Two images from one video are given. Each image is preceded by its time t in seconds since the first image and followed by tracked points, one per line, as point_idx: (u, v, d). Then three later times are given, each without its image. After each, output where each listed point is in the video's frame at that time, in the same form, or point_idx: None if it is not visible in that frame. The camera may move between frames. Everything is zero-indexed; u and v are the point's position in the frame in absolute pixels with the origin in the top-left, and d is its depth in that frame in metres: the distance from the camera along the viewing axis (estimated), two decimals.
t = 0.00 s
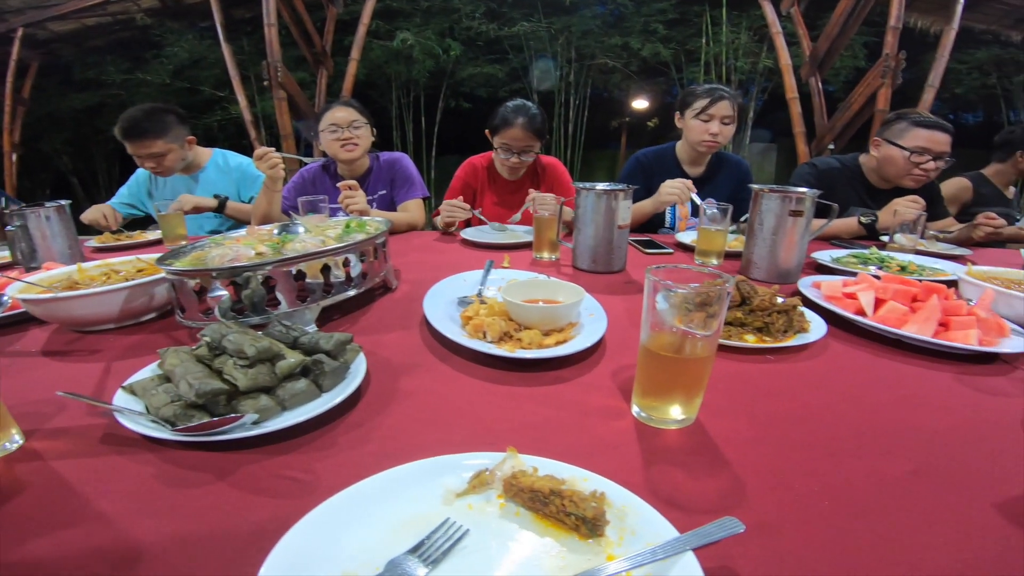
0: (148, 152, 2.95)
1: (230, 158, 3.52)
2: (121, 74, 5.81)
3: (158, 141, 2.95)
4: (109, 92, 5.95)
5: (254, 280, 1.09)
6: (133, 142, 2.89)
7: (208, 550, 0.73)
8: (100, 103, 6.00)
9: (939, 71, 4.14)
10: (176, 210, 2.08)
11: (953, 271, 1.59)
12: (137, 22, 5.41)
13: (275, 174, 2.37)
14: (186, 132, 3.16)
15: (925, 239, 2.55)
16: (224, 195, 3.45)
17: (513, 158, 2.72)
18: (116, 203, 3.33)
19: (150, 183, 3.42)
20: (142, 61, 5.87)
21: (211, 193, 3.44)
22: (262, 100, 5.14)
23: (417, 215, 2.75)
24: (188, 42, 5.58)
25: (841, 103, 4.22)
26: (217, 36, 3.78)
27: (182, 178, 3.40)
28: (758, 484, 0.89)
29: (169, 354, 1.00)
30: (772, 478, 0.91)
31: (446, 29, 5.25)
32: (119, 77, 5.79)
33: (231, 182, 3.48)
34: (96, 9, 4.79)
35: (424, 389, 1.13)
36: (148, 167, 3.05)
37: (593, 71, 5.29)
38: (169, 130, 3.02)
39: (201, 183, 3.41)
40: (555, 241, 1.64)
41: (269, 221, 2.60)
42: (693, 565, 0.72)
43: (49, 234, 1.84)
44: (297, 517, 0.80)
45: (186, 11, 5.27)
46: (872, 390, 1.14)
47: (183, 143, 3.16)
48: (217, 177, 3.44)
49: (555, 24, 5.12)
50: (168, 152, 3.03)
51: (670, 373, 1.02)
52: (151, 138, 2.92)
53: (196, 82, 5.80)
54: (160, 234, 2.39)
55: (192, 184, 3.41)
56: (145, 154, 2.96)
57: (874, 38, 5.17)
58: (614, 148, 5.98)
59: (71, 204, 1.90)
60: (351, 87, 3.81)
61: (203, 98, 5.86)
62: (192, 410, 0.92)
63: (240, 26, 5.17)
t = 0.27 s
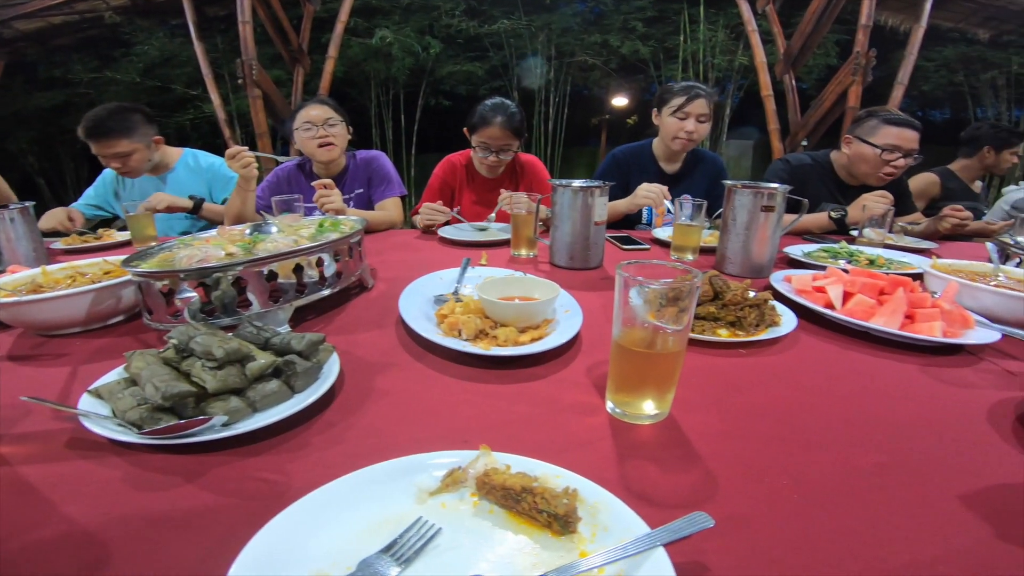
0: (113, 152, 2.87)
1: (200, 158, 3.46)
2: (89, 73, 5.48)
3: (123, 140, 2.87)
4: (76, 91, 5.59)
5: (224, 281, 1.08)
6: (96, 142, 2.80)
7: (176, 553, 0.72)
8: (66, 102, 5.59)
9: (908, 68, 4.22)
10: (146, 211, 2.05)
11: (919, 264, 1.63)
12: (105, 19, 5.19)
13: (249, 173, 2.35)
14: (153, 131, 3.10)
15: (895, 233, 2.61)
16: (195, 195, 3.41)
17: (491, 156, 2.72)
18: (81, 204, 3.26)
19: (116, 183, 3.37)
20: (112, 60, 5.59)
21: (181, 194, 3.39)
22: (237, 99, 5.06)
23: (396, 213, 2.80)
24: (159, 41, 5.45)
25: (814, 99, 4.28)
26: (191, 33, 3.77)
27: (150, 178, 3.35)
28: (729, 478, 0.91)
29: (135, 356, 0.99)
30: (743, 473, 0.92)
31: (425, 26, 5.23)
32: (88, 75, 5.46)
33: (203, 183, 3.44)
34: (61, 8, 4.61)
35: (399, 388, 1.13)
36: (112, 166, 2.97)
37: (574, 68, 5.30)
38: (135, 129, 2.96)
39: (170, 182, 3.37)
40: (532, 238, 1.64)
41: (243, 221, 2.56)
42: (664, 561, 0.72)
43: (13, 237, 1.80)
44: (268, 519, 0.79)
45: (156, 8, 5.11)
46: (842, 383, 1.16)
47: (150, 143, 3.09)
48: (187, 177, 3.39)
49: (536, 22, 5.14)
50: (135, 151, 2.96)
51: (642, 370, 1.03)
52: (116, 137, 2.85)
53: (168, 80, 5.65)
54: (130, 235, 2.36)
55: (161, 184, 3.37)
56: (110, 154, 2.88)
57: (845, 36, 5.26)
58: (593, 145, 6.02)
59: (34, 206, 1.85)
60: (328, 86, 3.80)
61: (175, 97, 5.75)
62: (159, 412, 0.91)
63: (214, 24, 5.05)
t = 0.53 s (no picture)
0: (69, 155, 2.79)
1: (166, 160, 3.45)
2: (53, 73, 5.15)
3: (79, 142, 2.79)
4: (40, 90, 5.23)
5: (188, 282, 1.07)
6: (51, 144, 2.72)
7: (137, 558, 0.71)
8: (29, 102, 5.21)
9: (874, 66, 4.32)
10: (111, 212, 2.01)
11: (883, 256, 1.67)
12: (70, 18, 4.85)
13: (218, 172, 2.31)
14: (112, 134, 3.05)
15: (863, 227, 2.67)
16: (163, 198, 3.38)
17: (467, 154, 2.70)
18: (41, 207, 3.18)
19: (78, 186, 3.30)
20: (77, 59, 5.22)
21: (147, 196, 3.35)
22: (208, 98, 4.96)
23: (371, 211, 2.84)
24: (125, 39, 5.17)
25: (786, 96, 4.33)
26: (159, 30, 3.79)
27: (113, 181, 3.29)
28: (697, 471, 0.92)
29: (96, 359, 0.97)
30: (711, 467, 0.92)
31: (403, 24, 5.22)
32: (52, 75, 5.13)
33: (171, 185, 3.42)
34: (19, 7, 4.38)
35: (371, 387, 1.12)
36: (69, 170, 2.89)
37: (552, 65, 5.33)
38: (93, 132, 2.89)
39: (135, 185, 3.32)
40: (508, 235, 1.65)
41: (213, 220, 2.55)
42: (630, 556, 0.73)
43: None
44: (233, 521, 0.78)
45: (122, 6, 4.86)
46: (808, 375, 1.19)
47: (110, 145, 3.03)
48: (153, 180, 3.36)
49: (514, 20, 5.23)
50: (92, 154, 2.87)
51: (611, 364, 1.03)
52: (73, 139, 2.77)
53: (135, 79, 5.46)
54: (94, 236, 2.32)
55: (125, 188, 3.33)
56: (66, 157, 2.79)
57: (816, 34, 5.36)
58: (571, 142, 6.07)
59: None
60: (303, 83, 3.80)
61: (143, 95, 5.48)
62: (120, 415, 0.90)
63: (183, 22, 4.92)
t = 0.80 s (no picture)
0: (20, 163, 2.69)
1: (129, 164, 3.34)
2: (16, 72, 5.00)
3: (31, 149, 2.70)
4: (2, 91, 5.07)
5: (154, 284, 1.06)
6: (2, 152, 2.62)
7: (99, 564, 0.69)
8: None
9: (845, 62, 4.39)
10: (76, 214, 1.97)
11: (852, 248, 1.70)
12: (31, 18, 4.69)
13: (186, 172, 2.29)
14: (66, 139, 2.92)
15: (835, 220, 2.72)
16: (128, 204, 3.31)
17: (443, 153, 2.70)
18: None
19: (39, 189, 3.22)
20: (40, 58, 5.08)
21: (112, 202, 3.27)
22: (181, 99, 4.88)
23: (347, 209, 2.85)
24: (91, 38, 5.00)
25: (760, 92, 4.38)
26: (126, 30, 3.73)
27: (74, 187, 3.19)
28: (669, 465, 0.92)
29: (58, 363, 0.95)
30: (683, 460, 0.93)
31: (380, 22, 5.19)
32: (14, 74, 4.98)
33: (135, 191, 3.34)
34: None
35: (344, 387, 1.11)
36: (24, 179, 2.80)
37: (531, 63, 5.33)
38: (46, 138, 2.78)
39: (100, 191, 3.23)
40: (484, 232, 1.66)
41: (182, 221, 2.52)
42: (602, 552, 0.72)
43: None
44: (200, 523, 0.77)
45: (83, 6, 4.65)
46: (780, 367, 1.20)
47: (65, 151, 2.92)
48: (117, 185, 3.27)
49: (493, 17, 5.21)
50: (43, 162, 2.77)
51: (584, 359, 1.03)
52: (24, 147, 2.67)
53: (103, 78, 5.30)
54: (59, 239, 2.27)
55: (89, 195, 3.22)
56: (18, 165, 2.69)
57: (788, 31, 5.43)
58: (551, 140, 6.09)
59: None
60: (278, 82, 3.77)
61: (110, 95, 5.32)
62: (83, 420, 0.88)
63: (153, 20, 4.81)
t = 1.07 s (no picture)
0: None
1: (89, 169, 3.25)
2: None
3: None
4: None
5: (115, 289, 1.04)
6: None
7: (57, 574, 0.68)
8: None
9: (812, 60, 4.47)
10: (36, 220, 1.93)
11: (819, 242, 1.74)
12: None
13: (149, 175, 2.26)
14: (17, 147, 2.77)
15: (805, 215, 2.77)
16: (90, 212, 3.24)
17: (416, 153, 2.69)
18: None
19: None
20: None
21: (73, 209, 3.19)
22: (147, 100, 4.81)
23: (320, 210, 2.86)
24: (53, 38, 4.84)
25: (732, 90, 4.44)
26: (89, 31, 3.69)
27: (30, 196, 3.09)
28: (639, 459, 0.93)
29: (17, 371, 0.93)
30: (652, 455, 0.94)
31: (355, 21, 5.15)
32: None
33: (97, 198, 3.27)
34: None
35: (314, 389, 1.11)
36: None
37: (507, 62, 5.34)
38: None
39: (59, 199, 3.16)
40: (458, 232, 1.66)
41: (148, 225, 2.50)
42: (569, 549, 0.72)
43: None
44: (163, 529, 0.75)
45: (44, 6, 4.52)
46: (748, 361, 1.22)
47: (17, 160, 2.77)
48: (78, 193, 3.19)
49: (469, 16, 5.19)
50: None
51: (554, 357, 1.03)
52: None
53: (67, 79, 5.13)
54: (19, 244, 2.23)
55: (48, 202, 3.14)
56: None
57: (759, 29, 5.51)
58: (528, 138, 6.11)
59: None
60: (249, 82, 3.71)
61: (73, 97, 5.13)
62: (42, 427, 0.87)
63: (119, 20, 4.69)
